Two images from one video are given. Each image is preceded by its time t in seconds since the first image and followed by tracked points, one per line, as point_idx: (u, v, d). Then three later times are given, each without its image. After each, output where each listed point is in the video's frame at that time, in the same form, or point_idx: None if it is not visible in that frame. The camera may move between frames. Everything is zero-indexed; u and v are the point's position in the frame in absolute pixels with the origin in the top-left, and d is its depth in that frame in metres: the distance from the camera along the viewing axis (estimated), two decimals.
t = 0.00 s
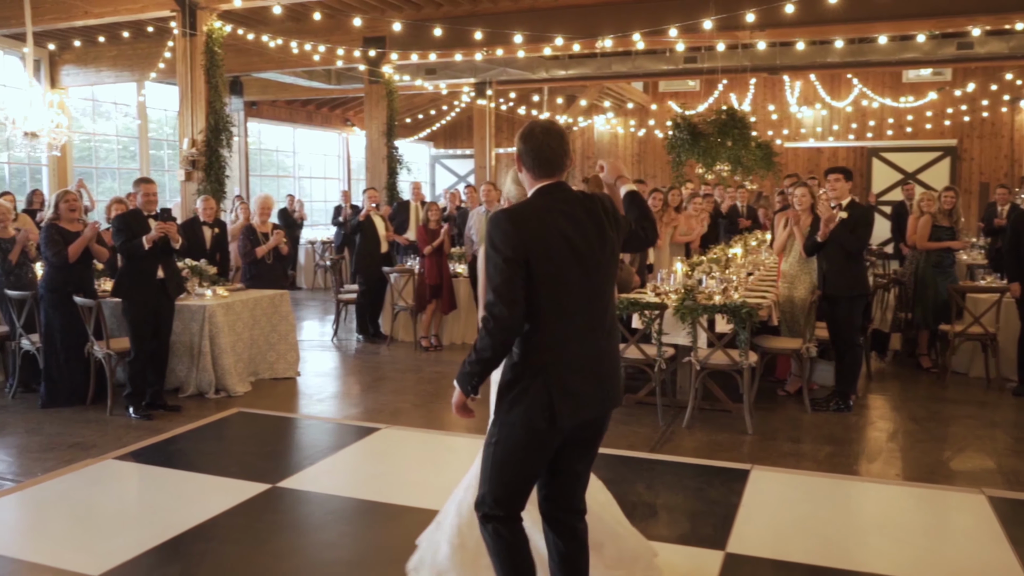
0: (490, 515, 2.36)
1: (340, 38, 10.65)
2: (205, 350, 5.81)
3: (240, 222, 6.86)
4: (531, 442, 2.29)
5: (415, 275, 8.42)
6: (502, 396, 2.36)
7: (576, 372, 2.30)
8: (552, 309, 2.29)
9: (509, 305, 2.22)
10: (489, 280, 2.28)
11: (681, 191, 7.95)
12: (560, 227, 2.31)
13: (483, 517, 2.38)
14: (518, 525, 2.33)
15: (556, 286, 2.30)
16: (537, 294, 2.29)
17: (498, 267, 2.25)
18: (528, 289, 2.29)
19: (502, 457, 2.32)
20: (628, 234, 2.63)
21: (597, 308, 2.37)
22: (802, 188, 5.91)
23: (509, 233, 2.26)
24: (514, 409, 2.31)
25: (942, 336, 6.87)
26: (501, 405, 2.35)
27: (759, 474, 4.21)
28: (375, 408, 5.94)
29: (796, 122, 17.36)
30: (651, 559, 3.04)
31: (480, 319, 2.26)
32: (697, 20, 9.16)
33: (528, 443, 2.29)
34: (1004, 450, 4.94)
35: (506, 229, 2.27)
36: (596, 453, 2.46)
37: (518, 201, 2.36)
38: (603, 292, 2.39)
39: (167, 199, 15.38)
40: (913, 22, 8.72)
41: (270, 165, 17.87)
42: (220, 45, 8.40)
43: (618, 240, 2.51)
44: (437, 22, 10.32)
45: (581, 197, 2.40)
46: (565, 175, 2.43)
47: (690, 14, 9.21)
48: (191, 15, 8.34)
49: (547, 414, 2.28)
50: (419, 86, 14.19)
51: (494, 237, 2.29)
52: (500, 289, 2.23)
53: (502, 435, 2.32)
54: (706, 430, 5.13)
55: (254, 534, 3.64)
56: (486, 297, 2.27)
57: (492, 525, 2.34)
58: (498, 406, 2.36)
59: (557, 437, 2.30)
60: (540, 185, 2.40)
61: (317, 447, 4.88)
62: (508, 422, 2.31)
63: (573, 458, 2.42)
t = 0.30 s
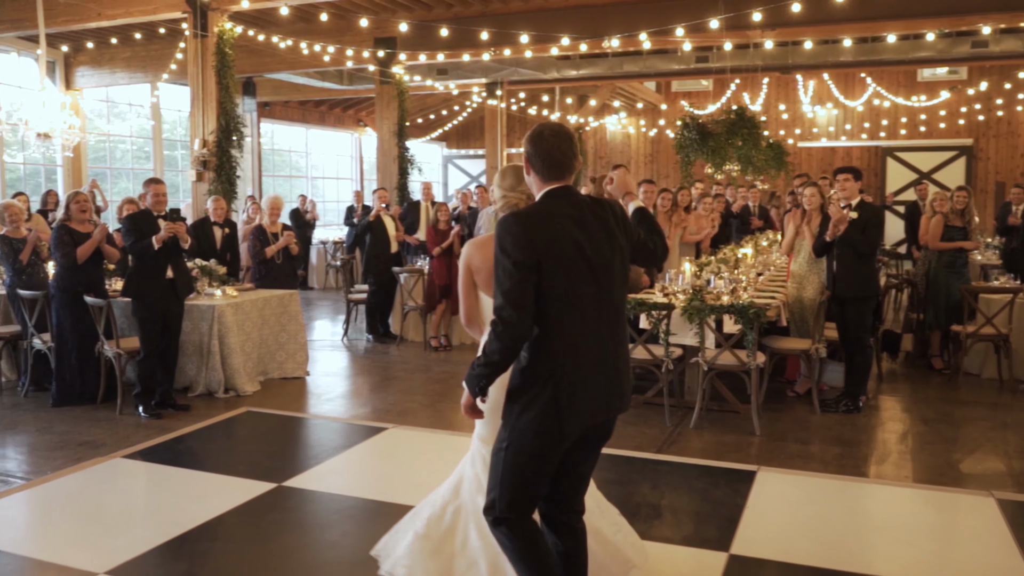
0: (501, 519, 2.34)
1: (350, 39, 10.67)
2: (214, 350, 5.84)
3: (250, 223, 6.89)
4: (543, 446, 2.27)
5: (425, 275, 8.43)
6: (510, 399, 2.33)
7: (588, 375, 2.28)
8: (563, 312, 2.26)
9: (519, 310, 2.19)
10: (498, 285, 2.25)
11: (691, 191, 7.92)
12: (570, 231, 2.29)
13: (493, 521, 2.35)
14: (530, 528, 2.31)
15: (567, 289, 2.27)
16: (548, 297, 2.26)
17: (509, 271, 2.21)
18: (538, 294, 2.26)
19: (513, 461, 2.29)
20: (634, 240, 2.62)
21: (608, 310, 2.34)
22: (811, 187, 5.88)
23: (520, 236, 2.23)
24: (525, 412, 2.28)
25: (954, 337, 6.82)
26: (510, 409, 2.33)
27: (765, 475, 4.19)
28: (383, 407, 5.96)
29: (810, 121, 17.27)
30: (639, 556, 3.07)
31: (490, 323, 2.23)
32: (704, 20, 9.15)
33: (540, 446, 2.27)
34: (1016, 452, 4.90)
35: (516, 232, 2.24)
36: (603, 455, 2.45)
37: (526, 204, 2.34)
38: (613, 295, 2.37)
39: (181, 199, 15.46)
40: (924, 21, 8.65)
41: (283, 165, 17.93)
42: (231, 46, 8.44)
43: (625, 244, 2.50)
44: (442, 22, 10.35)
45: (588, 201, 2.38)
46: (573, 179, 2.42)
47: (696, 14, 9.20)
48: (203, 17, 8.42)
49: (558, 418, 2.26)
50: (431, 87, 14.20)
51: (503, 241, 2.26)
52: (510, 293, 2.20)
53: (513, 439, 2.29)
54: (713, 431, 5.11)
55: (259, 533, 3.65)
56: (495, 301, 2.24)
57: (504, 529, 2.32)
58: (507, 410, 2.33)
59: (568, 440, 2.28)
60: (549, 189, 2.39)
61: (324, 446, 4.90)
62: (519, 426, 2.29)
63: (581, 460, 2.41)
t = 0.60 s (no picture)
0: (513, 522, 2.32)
1: (361, 39, 10.70)
2: (223, 349, 5.88)
3: (260, 222, 6.92)
4: (553, 447, 2.26)
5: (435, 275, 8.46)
6: (521, 401, 2.32)
7: (598, 376, 2.27)
8: (573, 314, 2.25)
9: (530, 310, 2.18)
10: (509, 286, 2.24)
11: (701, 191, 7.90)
12: (579, 232, 2.28)
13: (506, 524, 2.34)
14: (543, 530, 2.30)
15: (577, 291, 2.26)
16: (559, 299, 2.25)
17: (520, 273, 2.21)
18: (548, 295, 2.26)
19: (523, 463, 2.28)
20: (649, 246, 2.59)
21: (619, 312, 2.33)
22: (820, 188, 5.83)
23: (530, 238, 2.22)
24: (535, 414, 2.27)
25: (966, 339, 6.77)
26: (519, 409, 2.32)
27: (771, 476, 4.17)
28: (391, 406, 5.97)
29: (824, 122, 17.18)
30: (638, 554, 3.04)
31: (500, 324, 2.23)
32: (711, 19, 9.14)
33: (550, 447, 2.26)
34: None
35: (527, 233, 2.23)
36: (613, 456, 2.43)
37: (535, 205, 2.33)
38: (624, 296, 2.36)
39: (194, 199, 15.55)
40: (936, 20, 8.58)
41: (296, 165, 18.01)
42: (242, 46, 8.48)
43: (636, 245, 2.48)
44: (448, 23, 10.38)
45: (596, 203, 2.37)
46: (580, 180, 2.42)
47: (703, 13, 9.18)
48: (214, 18, 8.45)
49: (569, 419, 2.25)
50: (442, 87, 14.22)
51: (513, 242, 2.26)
52: (520, 294, 2.19)
53: (523, 441, 2.28)
54: (721, 432, 5.09)
55: (264, 531, 3.66)
56: (505, 303, 2.24)
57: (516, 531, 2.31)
58: (516, 411, 2.33)
59: (578, 442, 2.27)
60: (557, 190, 2.38)
61: (331, 445, 4.92)
62: (529, 427, 2.28)
63: (592, 463, 2.39)
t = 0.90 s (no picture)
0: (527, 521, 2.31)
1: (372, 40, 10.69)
2: (232, 347, 5.92)
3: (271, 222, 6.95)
4: (564, 445, 2.26)
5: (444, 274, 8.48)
6: (531, 400, 2.31)
7: (610, 375, 2.27)
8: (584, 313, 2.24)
9: (542, 309, 2.18)
10: (521, 285, 2.23)
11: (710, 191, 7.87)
12: (590, 230, 2.27)
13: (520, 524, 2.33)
14: (556, 529, 2.29)
15: (588, 290, 2.24)
16: (570, 299, 2.24)
17: (532, 271, 2.20)
18: (559, 294, 2.25)
19: (537, 461, 2.28)
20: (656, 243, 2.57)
21: (628, 313, 2.32)
22: (830, 187, 5.79)
23: (541, 235, 2.21)
24: (547, 413, 2.27)
25: (979, 340, 6.71)
26: (530, 409, 2.31)
27: (777, 477, 4.16)
28: (399, 406, 5.99)
29: (838, 121, 17.06)
30: (628, 546, 3.03)
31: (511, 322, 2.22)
32: (718, 18, 9.11)
33: (561, 446, 2.26)
34: None
35: (538, 231, 2.21)
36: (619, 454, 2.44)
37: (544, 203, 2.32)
38: (633, 294, 2.35)
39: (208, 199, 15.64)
40: (949, 18, 8.51)
41: (309, 165, 18.08)
42: (254, 47, 8.52)
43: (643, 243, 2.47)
44: (458, 23, 10.39)
45: (605, 201, 2.36)
46: (589, 178, 2.40)
47: (711, 11, 9.17)
48: (226, 19, 8.51)
49: (580, 417, 2.25)
50: (454, 87, 14.24)
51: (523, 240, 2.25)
52: (532, 292, 2.18)
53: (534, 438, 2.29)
54: (728, 433, 5.07)
55: (269, 529, 3.68)
56: (517, 302, 2.23)
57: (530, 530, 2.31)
58: (527, 409, 2.32)
59: (591, 440, 2.27)
60: (565, 188, 2.36)
61: (338, 444, 4.94)
62: (540, 425, 2.27)
63: (601, 461, 2.39)
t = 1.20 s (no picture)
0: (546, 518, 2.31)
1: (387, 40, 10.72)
2: (244, 346, 5.97)
3: (282, 222, 7.00)
4: (580, 441, 2.27)
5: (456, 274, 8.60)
6: (545, 395, 2.32)
7: (623, 369, 2.28)
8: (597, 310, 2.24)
9: (557, 306, 2.17)
10: (533, 281, 2.22)
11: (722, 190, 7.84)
12: (602, 225, 2.27)
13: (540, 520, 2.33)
14: (574, 525, 2.30)
15: (602, 287, 2.24)
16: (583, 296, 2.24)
17: (546, 268, 2.19)
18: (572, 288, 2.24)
19: (554, 457, 2.29)
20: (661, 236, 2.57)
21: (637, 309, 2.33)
22: (842, 186, 5.75)
23: (554, 232, 2.19)
24: (562, 409, 2.27)
25: (994, 340, 6.65)
26: (543, 405, 2.31)
27: (784, 478, 4.14)
28: (409, 405, 6.01)
29: (856, 120, 16.94)
30: (625, 545, 3.03)
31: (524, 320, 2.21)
32: (726, 17, 9.07)
33: (576, 443, 2.27)
34: None
35: (551, 228, 2.20)
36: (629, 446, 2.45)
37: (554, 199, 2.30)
38: (641, 287, 2.36)
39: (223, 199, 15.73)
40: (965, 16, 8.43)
41: (325, 165, 18.17)
42: (267, 48, 8.57)
43: (652, 236, 2.47)
44: (470, 23, 10.40)
45: (612, 195, 2.36)
46: (598, 173, 2.39)
47: (719, 10, 9.14)
48: (240, 20, 8.58)
49: (595, 412, 2.25)
50: (466, 87, 14.26)
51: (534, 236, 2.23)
52: (545, 288, 2.18)
53: (549, 437, 2.29)
54: (737, 433, 5.05)
55: (275, 526, 3.71)
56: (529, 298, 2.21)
57: (548, 529, 2.32)
58: (540, 406, 2.32)
59: (605, 434, 2.28)
60: (574, 183, 2.35)
61: (347, 442, 4.98)
62: (554, 423, 2.28)
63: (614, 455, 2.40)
